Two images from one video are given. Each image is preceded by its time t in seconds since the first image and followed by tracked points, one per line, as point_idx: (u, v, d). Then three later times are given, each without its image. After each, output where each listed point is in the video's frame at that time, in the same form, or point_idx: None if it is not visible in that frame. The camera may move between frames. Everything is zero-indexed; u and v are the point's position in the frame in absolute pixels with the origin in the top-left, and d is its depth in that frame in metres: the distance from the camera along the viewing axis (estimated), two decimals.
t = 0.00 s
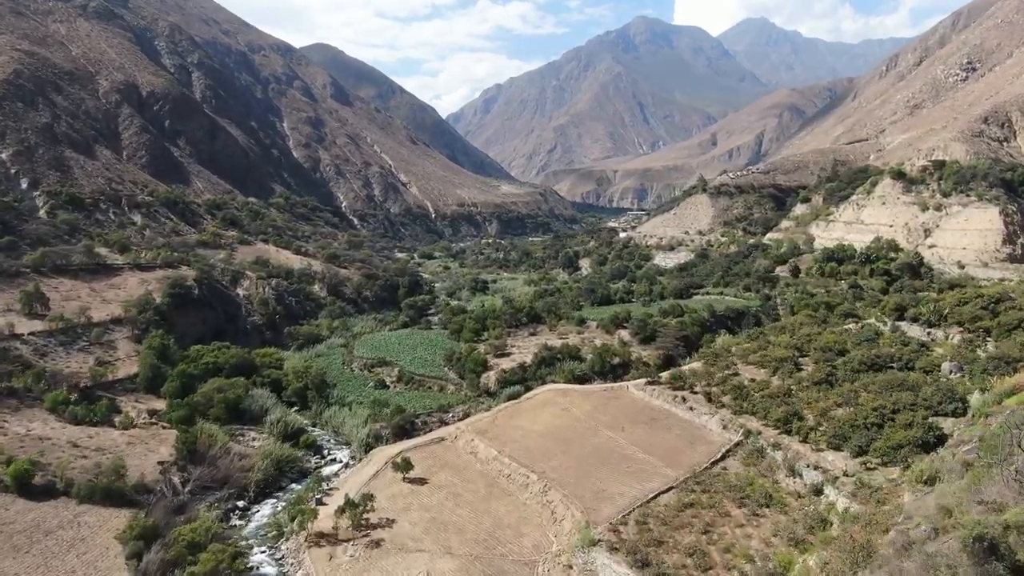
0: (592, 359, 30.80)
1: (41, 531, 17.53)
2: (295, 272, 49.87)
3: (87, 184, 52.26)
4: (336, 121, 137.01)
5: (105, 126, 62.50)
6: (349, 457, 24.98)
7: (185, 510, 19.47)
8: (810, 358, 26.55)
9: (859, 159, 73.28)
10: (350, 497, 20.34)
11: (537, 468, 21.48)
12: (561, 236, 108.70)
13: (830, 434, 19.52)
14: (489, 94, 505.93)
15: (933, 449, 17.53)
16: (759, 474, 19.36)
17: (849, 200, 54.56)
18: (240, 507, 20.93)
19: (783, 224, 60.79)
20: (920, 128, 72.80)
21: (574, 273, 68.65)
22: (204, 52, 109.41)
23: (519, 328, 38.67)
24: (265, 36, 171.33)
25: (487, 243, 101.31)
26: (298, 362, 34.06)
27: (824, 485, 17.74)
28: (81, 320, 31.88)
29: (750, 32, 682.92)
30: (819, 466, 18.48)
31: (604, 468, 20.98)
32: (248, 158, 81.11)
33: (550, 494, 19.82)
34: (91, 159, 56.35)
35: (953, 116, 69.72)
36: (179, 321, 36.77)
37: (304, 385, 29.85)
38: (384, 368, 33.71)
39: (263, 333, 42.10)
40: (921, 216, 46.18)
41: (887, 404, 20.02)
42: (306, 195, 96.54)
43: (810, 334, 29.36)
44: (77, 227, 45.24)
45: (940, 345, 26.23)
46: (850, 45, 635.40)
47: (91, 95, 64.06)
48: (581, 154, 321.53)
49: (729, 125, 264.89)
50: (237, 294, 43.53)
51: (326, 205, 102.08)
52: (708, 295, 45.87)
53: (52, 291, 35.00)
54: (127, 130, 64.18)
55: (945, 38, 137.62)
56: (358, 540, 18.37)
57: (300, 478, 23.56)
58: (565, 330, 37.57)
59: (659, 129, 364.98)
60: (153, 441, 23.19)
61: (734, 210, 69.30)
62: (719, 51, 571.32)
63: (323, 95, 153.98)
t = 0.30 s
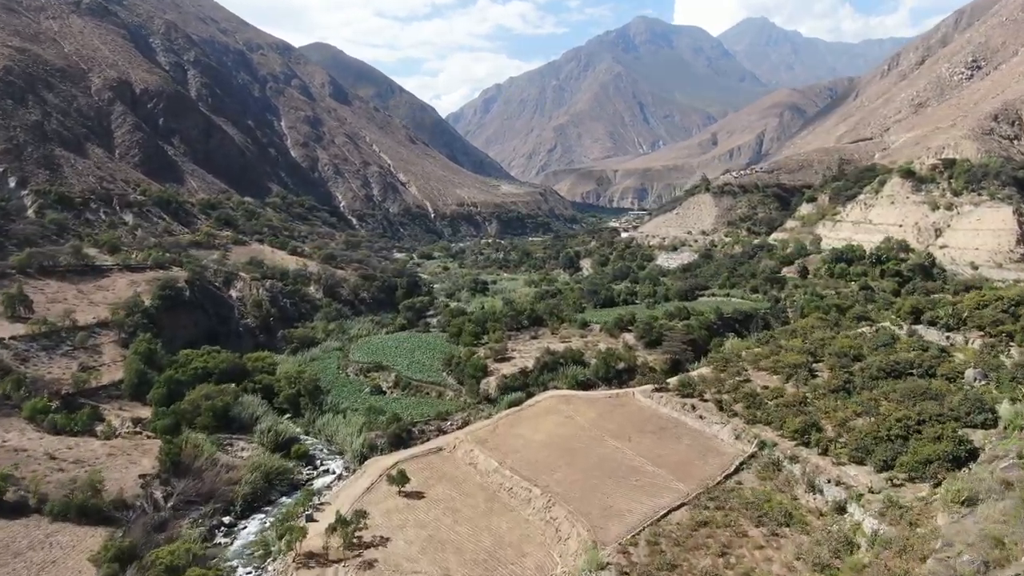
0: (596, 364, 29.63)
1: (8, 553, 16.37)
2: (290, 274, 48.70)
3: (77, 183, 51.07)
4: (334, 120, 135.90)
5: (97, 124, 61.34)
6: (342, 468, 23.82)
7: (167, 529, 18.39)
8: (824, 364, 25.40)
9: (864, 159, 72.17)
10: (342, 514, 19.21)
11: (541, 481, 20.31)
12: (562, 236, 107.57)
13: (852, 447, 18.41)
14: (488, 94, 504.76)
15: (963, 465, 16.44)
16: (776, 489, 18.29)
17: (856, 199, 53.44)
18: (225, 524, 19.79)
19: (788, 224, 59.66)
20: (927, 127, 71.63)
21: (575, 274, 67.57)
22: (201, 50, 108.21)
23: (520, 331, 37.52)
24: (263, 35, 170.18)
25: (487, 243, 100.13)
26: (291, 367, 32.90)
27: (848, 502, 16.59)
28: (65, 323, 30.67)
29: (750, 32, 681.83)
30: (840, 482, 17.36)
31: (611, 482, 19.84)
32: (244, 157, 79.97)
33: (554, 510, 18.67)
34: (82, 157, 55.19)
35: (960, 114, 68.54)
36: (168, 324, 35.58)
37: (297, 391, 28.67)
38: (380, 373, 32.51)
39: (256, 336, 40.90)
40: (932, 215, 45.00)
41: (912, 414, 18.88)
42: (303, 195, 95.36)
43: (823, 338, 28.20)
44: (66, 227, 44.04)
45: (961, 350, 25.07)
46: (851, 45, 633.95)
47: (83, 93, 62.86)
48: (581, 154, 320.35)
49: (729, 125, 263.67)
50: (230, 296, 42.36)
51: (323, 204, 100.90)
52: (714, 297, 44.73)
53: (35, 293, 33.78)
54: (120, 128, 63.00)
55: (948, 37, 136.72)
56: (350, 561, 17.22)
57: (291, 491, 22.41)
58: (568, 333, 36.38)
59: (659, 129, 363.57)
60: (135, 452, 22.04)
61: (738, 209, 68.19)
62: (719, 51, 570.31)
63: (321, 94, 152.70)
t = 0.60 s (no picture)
0: (601, 371, 28.43)
1: None
2: (285, 275, 47.50)
3: (67, 182, 49.86)
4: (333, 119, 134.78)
5: (89, 122, 60.11)
6: (335, 482, 22.63)
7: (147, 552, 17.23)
8: (841, 371, 24.19)
9: (870, 157, 71.02)
10: (333, 534, 18.03)
11: (544, 496, 19.14)
12: (563, 236, 106.38)
13: (876, 461, 17.28)
14: (488, 93, 503.70)
15: (1001, 484, 15.29)
16: (796, 507, 17.12)
17: (864, 199, 52.28)
18: (209, 544, 18.60)
19: (794, 224, 58.47)
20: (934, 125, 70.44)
21: (576, 275, 66.41)
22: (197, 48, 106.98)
23: (521, 335, 36.32)
24: (261, 33, 169.11)
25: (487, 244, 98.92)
26: (283, 373, 31.68)
27: (877, 524, 15.38)
28: (48, 328, 29.42)
29: (751, 32, 680.62)
30: (867, 501, 16.20)
31: (619, 499, 18.65)
32: (240, 157, 78.77)
33: (559, 529, 17.49)
34: (72, 156, 54.01)
35: (967, 112, 67.41)
36: (157, 328, 34.35)
37: (288, 399, 27.46)
38: (376, 379, 31.30)
39: (249, 340, 39.65)
40: (944, 215, 43.79)
41: (942, 426, 17.65)
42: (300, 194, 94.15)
43: (838, 343, 27.00)
44: (54, 227, 42.81)
45: (985, 357, 23.88)
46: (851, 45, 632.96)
47: (75, 91, 61.67)
48: (581, 154, 319.16)
49: (730, 124, 262.49)
50: (222, 298, 41.12)
51: (321, 204, 99.70)
52: (720, 300, 43.53)
53: (18, 295, 32.52)
54: (112, 127, 61.75)
55: (951, 36, 135.70)
56: None
57: (280, 506, 21.24)
58: (571, 337, 35.16)
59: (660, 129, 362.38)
60: (116, 465, 20.82)
61: (742, 209, 67.00)
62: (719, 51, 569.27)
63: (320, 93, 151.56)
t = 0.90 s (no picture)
0: (606, 377, 27.29)
1: None
2: (280, 277, 46.36)
3: (57, 182, 48.72)
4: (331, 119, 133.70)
5: (81, 120, 59.00)
6: (327, 495, 21.47)
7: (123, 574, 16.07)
8: (859, 379, 23.07)
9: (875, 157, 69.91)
10: (323, 556, 16.89)
11: (547, 514, 17.99)
12: (564, 237, 105.21)
13: (904, 477, 16.15)
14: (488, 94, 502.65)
15: None
16: (818, 527, 15.98)
17: (872, 198, 51.19)
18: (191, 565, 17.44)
19: (799, 225, 57.37)
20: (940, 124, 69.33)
21: (577, 277, 65.30)
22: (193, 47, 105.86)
23: (522, 339, 35.20)
24: (260, 33, 168.12)
25: (486, 244, 97.84)
26: (276, 379, 30.53)
27: (908, 548, 14.25)
28: (30, 332, 28.27)
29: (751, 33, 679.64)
30: (895, 522, 15.07)
31: (628, 516, 17.52)
32: (236, 156, 77.65)
33: (564, 551, 16.35)
34: (63, 155, 52.92)
35: (975, 111, 66.32)
36: (146, 332, 33.22)
37: (279, 406, 26.31)
38: (372, 385, 30.14)
39: (242, 344, 38.48)
40: (955, 215, 42.66)
41: (974, 440, 16.53)
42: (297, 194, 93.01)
43: (853, 348, 25.87)
44: (42, 227, 41.68)
45: (1009, 363, 22.73)
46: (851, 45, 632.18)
47: (67, 88, 60.59)
48: (581, 154, 318.10)
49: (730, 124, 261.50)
50: (214, 301, 39.98)
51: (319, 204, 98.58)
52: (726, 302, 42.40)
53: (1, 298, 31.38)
54: (104, 125, 60.64)
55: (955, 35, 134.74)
56: None
57: (268, 521, 20.09)
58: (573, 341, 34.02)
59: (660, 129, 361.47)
60: (95, 479, 19.66)
61: (746, 209, 65.84)
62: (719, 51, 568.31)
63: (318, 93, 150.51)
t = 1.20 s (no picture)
0: (611, 384, 26.11)
1: None
2: (274, 279, 45.19)
3: (45, 181, 47.56)
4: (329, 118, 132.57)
5: (71, 118, 57.88)
6: (318, 511, 20.30)
7: None
8: (878, 387, 21.92)
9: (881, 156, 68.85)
10: None
11: (551, 532, 16.83)
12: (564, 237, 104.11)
13: (936, 496, 15.04)
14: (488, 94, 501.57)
15: None
16: (844, 550, 14.84)
17: (880, 198, 50.10)
18: None
19: (805, 225, 56.26)
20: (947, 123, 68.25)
21: (578, 278, 64.18)
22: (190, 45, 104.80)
23: (523, 343, 34.05)
24: (257, 32, 166.99)
25: (485, 245, 96.73)
26: (267, 385, 29.36)
27: None
28: (9, 337, 27.09)
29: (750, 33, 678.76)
30: (929, 546, 13.94)
31: (637, 536, 16.37)
32: (232, 155, 76.47)
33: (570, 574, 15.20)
34: (53, 154, 51.77)
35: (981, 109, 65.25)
36: (133, 337, 32.05)
37: (269, 415, 25.13)
38: (367, 392, 28.96)
39: (234, 348, 37.31)
40: (967, 215, 41.52)
41: (1009, 456, 15.43)
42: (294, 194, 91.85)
43: (870, 354, 24.73)
44: (29, 228, 40.55)
45: None
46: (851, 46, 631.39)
47: (58, 86, 59.46)
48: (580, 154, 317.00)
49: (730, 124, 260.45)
50: (205, 303, 38.81)
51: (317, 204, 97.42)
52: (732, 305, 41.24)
53: None
54: (96, 123, 59.49)
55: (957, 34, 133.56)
56: None
57: (254, 539, 18.90)
58: (576, 345, 32.85)
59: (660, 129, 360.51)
60: (70, 495, 18.48)
61: (750, 209, 64.71)
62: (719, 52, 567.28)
63: (316, 92, 149.38)
